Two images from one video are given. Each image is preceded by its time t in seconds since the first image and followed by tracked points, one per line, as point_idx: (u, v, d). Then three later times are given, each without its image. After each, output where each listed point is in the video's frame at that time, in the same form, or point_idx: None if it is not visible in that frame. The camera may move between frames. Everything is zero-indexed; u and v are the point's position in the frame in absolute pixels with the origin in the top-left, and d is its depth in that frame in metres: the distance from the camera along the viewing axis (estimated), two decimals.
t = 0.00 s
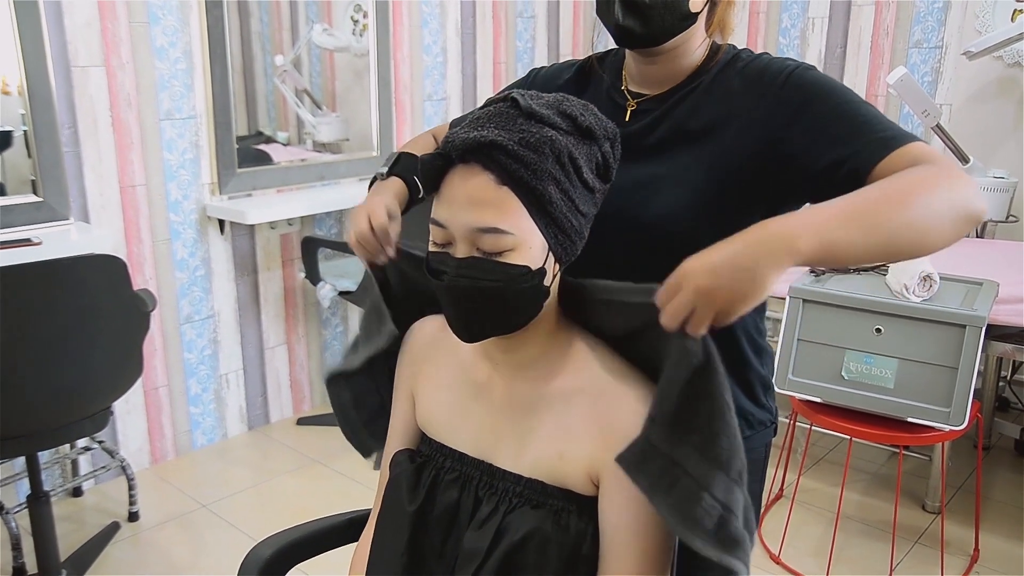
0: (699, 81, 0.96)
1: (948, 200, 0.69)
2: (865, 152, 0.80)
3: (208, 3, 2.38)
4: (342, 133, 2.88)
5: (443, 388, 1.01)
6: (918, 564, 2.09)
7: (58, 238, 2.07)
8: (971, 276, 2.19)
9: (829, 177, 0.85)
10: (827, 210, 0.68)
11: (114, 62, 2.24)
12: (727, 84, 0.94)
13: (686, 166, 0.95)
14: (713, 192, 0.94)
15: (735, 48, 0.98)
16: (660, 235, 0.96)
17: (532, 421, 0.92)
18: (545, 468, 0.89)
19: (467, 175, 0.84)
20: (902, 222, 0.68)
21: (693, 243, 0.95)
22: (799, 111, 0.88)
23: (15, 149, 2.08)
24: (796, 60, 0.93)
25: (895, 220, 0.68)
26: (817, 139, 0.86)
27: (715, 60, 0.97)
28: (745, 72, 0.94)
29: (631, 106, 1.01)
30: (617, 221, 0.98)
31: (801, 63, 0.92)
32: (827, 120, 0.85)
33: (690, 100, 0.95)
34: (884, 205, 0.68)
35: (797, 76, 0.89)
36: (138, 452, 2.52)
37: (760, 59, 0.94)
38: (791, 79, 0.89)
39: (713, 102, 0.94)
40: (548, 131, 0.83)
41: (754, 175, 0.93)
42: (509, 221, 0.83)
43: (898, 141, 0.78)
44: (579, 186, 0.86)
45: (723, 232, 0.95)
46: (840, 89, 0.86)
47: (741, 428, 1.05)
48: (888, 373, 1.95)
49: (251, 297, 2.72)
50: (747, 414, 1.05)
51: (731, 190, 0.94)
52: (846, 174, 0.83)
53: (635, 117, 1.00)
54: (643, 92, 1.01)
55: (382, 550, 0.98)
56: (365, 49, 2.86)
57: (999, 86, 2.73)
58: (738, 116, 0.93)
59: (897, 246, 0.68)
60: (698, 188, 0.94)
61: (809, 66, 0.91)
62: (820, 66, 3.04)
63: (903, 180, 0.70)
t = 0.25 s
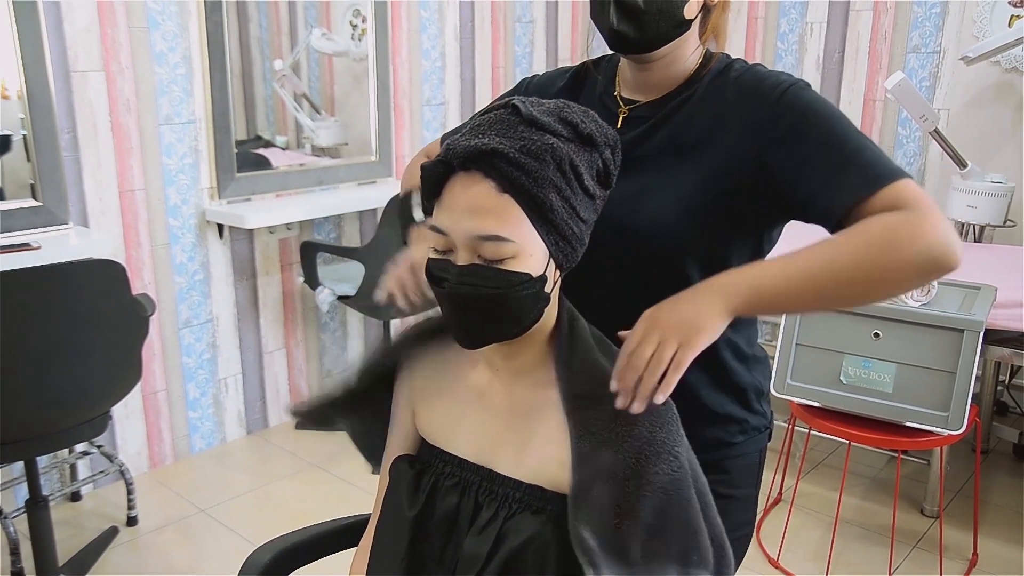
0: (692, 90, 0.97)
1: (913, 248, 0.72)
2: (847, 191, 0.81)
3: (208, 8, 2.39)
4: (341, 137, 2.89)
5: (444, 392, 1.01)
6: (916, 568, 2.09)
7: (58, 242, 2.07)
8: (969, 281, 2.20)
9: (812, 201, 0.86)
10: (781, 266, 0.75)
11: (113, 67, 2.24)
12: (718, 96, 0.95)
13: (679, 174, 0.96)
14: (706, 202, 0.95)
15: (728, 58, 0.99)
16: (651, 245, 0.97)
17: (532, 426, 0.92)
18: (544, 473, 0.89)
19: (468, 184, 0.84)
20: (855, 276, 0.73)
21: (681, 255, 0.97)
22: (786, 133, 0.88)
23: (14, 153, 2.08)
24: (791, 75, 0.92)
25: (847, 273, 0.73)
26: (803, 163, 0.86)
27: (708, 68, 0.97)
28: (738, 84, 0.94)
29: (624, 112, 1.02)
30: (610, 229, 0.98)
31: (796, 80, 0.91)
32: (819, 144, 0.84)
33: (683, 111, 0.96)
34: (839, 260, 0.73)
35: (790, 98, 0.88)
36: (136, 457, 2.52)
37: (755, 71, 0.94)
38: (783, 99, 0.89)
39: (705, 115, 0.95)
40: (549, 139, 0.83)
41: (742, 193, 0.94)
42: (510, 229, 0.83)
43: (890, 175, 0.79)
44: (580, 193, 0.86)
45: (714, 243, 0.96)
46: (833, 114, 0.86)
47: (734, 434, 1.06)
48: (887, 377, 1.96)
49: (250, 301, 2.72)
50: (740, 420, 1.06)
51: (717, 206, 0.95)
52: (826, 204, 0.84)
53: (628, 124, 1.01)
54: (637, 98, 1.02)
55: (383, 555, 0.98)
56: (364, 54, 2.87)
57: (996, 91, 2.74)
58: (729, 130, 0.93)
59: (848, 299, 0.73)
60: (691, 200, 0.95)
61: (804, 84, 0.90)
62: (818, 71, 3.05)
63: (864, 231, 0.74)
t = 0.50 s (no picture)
0: (684, 105, 0.97)
1: (858, 307, 0.81)
2: (823, 227, 0.84)
3: (207, 12, 2.40)
4: (340, 141, 2.89)
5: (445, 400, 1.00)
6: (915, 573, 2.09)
7: (56, 247, 2.07)
8: (967, 285, 2.20)
9: (794, 227, 0.88)
10: (739, 317, 0.88)
11: (112, 72, 2.25)
12: (709, 114, 0.95)
13: (676, 189, 0.96)
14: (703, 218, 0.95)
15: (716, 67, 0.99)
16: (647, 261, 0.97)
17: (529, 433, 0.92)
18: (541, 480, 0.90)
19: (466, 191, 0.85)
20: (805, 330, 0.84)
21: (675, 275, 0.97)
22: (772, 158, 0.89)
23: (13, 157, 2.08)
24: (782, 90, 0.93)
25: (800, 335, 0.85)
26: (790, 185, 0.88)
27: (699, 82, 0.98)
28: (730, 103, 0.94)
29: (615, 127, 1.01)
30: (608, 246, 0.98)
31: (788, 96, 0.92)
32: (804, 170, 0.86)
33: (674, 126, 0.97)
34: (792, 316, 0.84)
35: (779, 120, 0.89)
36: (135, 461, 2.52)
37: (744, 86, 0.94)
38: (770, 121, 0.90)
39: (693, 134, 0.96)
40: (546, 146, 0.83)
41: (736, 212, 0.94)
42: (507, 236, 0.83)
43: (863, 217, 0.83)
44: (577, 200, 0.87)
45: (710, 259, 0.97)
46: (817, 141, 0.87)
47: (734, 439, 1.06)
48: (886, 382, 1.96)
49: (249, 306, 2.72)
50: (740, 425, 1.06)
51: (714, 224, 0.95)
52: (803, 234, 0.87)
53: (620, 138, 1.00)
54: (628, 112, 1.02)
55: (381, 561, 0.98)
56: (362, 58, 2.87)
57: (993, 96, 2.74)
58: (720, 150, 0.94)
59: (802, 348, 0.85)
60: (689, 217, 0.95)
61: (795, 100, 0.91)
62: (816, 76, 3.05)
63: (815, 286, 0.84)
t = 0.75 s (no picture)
0: (674, 116, 0.97)
1: (835, 328, 0.82)
2: (808, 238, 0.84)
3: (208, 19, 2.40)
4: (341, 147, 2.90)
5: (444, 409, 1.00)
6: None
7: (57, 254, 2.08)
8: (967, 290, 2.20)
9: (779, 237, 0.88)
10: (721, 334, 0.88)
11: (113, 79, 2.25)
12: (698, 122, 0.96)
13: (670, 199, 0.96)
14: (697, 228, 0.95)
15: (706, 76, 1.00)
16: (641, 270, 0.97)
17: (526, 442, 0.92)
18: (539, 487, 0.90)
19: (459, 198, 0.85)
20: (783, 349, 0.85)
21: (670, 286, 0.97)
22: (757, 165, 0.90)
23: (14, 164, 2.09)
24: (773, 97, 0.94)
25: (779, 353, 0.85)
26: (775, 195, 0.88)
27: (689, 92, 0.98)
28: (717, 110, 0.95)
29: (608, 139, 1.01)
30: (609, 258, 0.98)
31: (777, 102, 0.93)
32: (788, 180, 0.87)
33: (665, 138, 0.97)
34: (771, 335, 0.85)
35: (764, 129, 0.90)
36: (136, 467, 2.52)
37: (732, 95, 0.95)
38: (756, 130, 0.90)
39: (682, 144, 0.96)
40: (539, 153, 0.84)
41: (727, 220, 0.95)
42: (500, 244, 0.84)
43: (845, 231, 0.83)
44: (570, 208, 0.87)
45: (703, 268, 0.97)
46: (802, 149, 0.88)
47: (736, 445, 1.06)
48: (885, 387, 1.96)
49: (250, 312, 2.72)
50: (741, 431, 1.06)
51: (704, 234, 0.95)
52: (787, 245, 0.87)
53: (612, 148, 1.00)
54: (619, 123, 1.02)
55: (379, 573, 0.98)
56: (363, 64, 2.88)
57: (993, 100, 2.75)
58: (710, 159, 0.94)
59: (780, 367, 0.86)
60: (682, 228, 0.95)
61: (785, 108, 0.92)
62: (815, 81, 3.06)
63: (796, 305, 0.84)
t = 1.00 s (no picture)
0: (673, 119, 0.97)
1: (837, 335, 0.82)
2: (810, 244, 0.84)
3: (209, 23, 2.41)
4: (341, 151, 2.90)
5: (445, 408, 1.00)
6: None
7: (59, 258, 2.08)
8: (968, 294, 2.20)
9: (779, 239, 0.88)
10: (722, 340, 0.88)
11: (115, 84, 2.26)
12: (696, 125, 0.95)
13: (668, 202, 0.96)
14: (696, 230, 0.95)
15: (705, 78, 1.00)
16: (640, 272, 0.96)
17: (528, 445, 0.93)
18: (540, 489, 0.90)
19: (461, 213, 0.85)
20: (785, 355, 0.85)
21: (668, 288, 0.97)
22: (756, 168, 0.90)
23: (15, 168, 2.09)
24: (771, 100, 0.93)
25: (775, 359, 0.85)
26: (774, 200, 0.88)
27: (688, 96, 0.98)
28: (715, 113, 0.94)
29: (607, 142, 1.01)
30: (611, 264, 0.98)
31: (775, 105, 0.92)
32: (788, 184, 0.87)
33: (663, 141, 0.97)
34: (773, 342, 0.85)
35: (763, 133, 0.89)
36: (137, 472, 2.52)
37: (731, 98, 0.95)
38: (754, 134, 0.90)
39: (681, 147, 0.96)
40: (539, 162, 0.84)
41: (725, 222, 0.94)
42: (506, 255, 0.84)
43: (846, 236, 0.83)
44: (574, 213, 0.87)
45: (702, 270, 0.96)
46: (800, 153, 0.87)
47: (735, 450, 1.06)
48: (886, 391, 1.96)
49: (251, 316, 2.72)
50: (739, 436, 1.06)
51: (702, 238, 0.95)
52: (788, 247, 0.87)
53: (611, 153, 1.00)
54: (619, 128, 1.02)
55: (384, 566, 0.98)
56: (363, 68, 2.88)
57: (993, 104, 2.75)
58: (708, 162, 0.94)
59: (781, 373, 0.86)
60: (680, 231, 0.95)
61: (783, 111, 0.91)
62: (816, 85, 3.06)
63: (798, 311, 0.84)
